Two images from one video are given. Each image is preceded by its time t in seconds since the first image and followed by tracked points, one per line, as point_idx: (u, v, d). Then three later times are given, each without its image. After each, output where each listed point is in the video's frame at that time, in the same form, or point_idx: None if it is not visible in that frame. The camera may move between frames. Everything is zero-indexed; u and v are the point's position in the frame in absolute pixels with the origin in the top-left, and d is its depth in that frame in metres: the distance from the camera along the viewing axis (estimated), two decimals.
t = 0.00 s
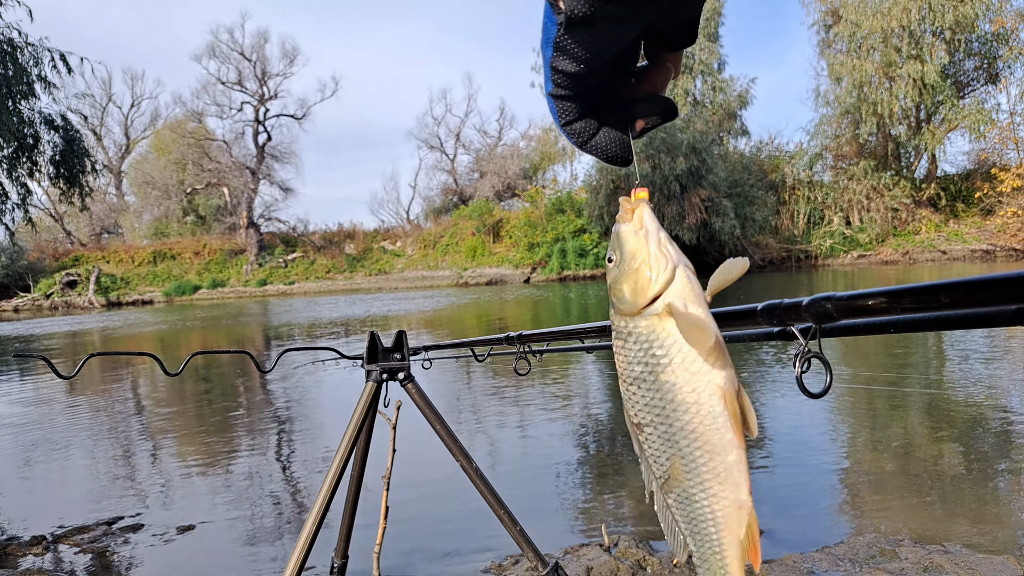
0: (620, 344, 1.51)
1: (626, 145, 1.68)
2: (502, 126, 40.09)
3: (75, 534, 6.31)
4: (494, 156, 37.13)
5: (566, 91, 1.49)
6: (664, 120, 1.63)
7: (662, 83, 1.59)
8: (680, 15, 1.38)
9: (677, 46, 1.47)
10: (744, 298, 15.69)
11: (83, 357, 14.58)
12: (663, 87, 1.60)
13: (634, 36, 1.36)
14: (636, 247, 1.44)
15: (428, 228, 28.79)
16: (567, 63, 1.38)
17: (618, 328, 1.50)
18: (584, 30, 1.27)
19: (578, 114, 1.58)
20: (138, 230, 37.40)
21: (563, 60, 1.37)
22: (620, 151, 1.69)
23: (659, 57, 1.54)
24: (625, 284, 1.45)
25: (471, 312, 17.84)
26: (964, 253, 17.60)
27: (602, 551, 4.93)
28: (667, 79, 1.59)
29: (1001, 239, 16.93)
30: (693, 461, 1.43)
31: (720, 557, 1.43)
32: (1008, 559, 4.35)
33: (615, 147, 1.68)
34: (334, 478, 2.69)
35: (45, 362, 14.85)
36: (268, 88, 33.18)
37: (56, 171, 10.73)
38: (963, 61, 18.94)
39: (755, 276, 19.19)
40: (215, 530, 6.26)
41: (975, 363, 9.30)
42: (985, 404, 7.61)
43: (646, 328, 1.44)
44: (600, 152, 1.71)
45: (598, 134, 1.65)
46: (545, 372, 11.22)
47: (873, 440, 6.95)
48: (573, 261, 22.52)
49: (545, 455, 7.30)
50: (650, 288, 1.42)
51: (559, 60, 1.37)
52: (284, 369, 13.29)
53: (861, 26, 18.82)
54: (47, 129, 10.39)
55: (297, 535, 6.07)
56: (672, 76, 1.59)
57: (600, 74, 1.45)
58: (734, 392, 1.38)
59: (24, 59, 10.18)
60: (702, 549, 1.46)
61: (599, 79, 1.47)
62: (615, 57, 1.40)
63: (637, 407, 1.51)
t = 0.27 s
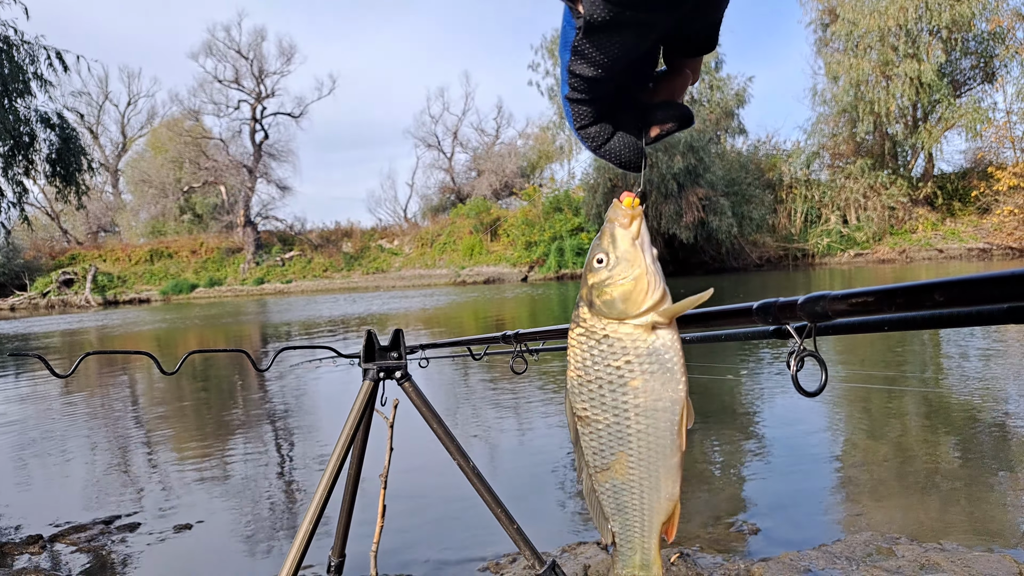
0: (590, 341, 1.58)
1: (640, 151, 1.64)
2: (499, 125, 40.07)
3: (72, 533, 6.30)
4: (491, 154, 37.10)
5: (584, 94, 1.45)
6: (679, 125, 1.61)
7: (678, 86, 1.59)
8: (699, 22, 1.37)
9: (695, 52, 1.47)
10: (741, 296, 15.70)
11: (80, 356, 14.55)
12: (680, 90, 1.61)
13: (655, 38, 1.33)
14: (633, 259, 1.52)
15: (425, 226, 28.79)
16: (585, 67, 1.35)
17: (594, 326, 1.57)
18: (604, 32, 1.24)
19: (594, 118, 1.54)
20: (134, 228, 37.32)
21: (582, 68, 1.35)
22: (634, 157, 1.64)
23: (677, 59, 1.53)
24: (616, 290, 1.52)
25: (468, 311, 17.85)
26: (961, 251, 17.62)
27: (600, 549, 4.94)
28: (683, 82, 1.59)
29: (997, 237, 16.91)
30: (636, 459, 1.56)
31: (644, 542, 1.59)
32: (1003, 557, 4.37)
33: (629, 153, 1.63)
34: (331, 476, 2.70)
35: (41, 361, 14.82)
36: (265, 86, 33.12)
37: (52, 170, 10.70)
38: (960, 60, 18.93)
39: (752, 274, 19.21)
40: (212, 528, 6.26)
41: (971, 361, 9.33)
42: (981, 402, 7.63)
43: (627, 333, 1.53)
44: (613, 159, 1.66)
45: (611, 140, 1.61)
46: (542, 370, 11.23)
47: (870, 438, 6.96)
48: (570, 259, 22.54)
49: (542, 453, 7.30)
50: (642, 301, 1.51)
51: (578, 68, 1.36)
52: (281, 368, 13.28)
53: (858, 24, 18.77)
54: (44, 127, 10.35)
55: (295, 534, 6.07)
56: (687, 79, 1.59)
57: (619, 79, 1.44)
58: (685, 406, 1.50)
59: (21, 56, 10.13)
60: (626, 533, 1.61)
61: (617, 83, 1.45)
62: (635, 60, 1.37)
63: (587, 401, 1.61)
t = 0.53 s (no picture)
0: (628, 344, 1.65)
1: (625, 149, 1.64)
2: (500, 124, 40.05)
3: (72, 531, 6.29)
4: (491, 153, 37.08)
5: (568, 95, 1.45)
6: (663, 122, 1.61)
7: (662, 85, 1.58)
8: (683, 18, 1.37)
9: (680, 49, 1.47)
10: (741, 295, 15.69)
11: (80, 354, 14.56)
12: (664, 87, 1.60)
13: (637, 38, 1.34)
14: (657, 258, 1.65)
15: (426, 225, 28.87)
16: (570, 68, 1.35)
17: (630, 329, 1.64)
18: (590, 33, 1.24)
19: (579, 117, 1.54)
20: (134, 226, 37.30)
21: (567, 66, 1.35)
22: (620, 155, 1.65)
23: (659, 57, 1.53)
24: (652, 285, 1.62)
25: (469, 310, 17.83)
26: (962, 251, 17.59)
27: (600, 549, 4.93)
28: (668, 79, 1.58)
29: (998, 237, 16.85)
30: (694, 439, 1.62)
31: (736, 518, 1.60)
32: (1006, 558, 4.36)
33: (613, 149, 1.63)
34: (331, 475, 2.69)
35: (41, 359, 14.81)
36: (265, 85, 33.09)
37: (54, 169, 10.69)
38: (961, 59, 18.86)
39: (752, 274, 19.21)
40: (213, 526, 6.25)
41: (972, 361, 9.31)
42: (982, 402, 7.62)
43: (666, 328, 1.63)
44: (599, 156, 1.66)
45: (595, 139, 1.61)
46: (542, 369, 11.23)
47: (871, 438, 6.95)
48: (570, 258, 22.55)
49: (543, 452, 7.30)
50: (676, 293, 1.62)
51: (562, 68, 1.35)
52: (281, 366, 13.29)
53: (858, 23, 18.71)
54: (46, 126, 10.35)
55: (294, 532, 6.07)
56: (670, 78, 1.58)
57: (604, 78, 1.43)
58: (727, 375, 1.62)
59: (23, 55, 10.14)
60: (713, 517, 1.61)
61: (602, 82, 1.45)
62: (619, 59, 1.37)
63: (633, 406, 1.65)
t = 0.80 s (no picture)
0: (635, 352, 1.38)
1: (634, 157, 1.62)
2: (499, 122, 40.05)
3: (68, 530, 6.29)
4: (490, 152, 37.08)
5: (575, 103, 1.46)
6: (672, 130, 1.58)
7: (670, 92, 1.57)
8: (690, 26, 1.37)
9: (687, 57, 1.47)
10: (738, 296, 15.72)
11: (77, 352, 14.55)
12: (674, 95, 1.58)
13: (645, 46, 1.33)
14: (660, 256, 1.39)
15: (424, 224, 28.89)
16: (577, 78, 1.35)
17: (638, 336, 1.36)
18: (595, 43, 1.25)
19: (587, 126, 1.54)
20: (132, 224, 37.28)
21: (574, 77, 1.35)
22: (629, 163, 1.63)
23: (667, 67, 1.53)
24: (665, 290, 1.36)
25: (467, 309, 17.85)
26: (959, 252, 17.62)
27: (596, 549, 4.95)
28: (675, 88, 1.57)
29: (995, 238, 16.87)
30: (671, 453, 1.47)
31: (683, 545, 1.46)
32: (1000, 558, 4.38)
33: (622, 158, 1.61)
34: (329, 473, 2.70)
35: (38, 357, 14.79)
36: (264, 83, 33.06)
37: (50, 165, 10.67)
38: (958, 61, 18.87)
39: (750, 274, 19.23)
40: (209, 525, 6.26)
41: (968, 362, 9.34)
42: (978, 403, 7.64)
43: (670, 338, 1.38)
44: (608, 165, 1.65)
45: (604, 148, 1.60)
46: (540, 368, 11.25)
47: (867, 438, 6.97)
48: (568, 258, 22.54)
49: (540, 451, 7.31)
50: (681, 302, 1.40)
51: (570, 77, 1.36)
52: (278, 364, 13.31)
53: (857, 25, 18.76)
54: (42, 122, 10.33)
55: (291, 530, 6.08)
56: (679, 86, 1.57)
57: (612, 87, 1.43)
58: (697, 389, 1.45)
59: (20, 52, 10.11)
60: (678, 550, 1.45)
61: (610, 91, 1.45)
62: (626, 68, 1.37)
63: (630, 423, 1.40)
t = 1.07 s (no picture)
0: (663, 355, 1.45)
1: (646, 165, 1.59)
2: (498, 122, 40.05)
3: (68, 530, 6.28)
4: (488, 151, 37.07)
5: (588, 109, 1.44)
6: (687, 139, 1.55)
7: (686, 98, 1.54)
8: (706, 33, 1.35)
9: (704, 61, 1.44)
10: (737, 294, 15.72)
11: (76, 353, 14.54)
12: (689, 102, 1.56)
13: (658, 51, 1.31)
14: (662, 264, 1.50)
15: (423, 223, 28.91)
16: (589, 83, 1.34)
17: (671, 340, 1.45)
18: (607, 47, 1.23)
19: (599, 131, 1.51)
20: (130, 225, 37.26)
21: (588, 82, 1.33)
22: (641, 171, 1.60)
23: (681, 73, 1.50)
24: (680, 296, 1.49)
25: (466, 308, 17.83)
26: (957, 249, 17.62)
27: (596, 547, 4.95)
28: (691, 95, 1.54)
29: (993, 235, 16.87)
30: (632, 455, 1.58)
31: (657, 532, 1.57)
32: (999, 554, 4.38)
33: (633, 165, 1.58)
34: (328, 473, 2.69)
35: (37, 358, 14.78)
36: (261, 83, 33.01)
37: (48, 167, 10.66)
38: (957, 58, 18.86)
39: (749, 272, 19.24)
40: (209, 525, 6.25)
41: (967, 359, 9.33)
42: (977, 400, 7.65)
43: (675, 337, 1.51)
44: (619, 173, 1.62)
45: (616, 155, 1.57)
46: (539, 367, 11.24)
47: (866, 435, 6.97)
48: (568, 257, 22.72)
49: (539, 450, 7.31)
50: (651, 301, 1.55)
51: (582, 82, 1.34)
52: (278, 364, 13.31)
53: (855, 22, 18.82)
54: (40, 123, 10.31)
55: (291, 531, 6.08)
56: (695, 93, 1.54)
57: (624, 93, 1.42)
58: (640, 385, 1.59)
59: (16, 53, 10.10)
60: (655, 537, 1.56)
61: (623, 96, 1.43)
62: (637, 75, 1.35)
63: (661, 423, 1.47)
